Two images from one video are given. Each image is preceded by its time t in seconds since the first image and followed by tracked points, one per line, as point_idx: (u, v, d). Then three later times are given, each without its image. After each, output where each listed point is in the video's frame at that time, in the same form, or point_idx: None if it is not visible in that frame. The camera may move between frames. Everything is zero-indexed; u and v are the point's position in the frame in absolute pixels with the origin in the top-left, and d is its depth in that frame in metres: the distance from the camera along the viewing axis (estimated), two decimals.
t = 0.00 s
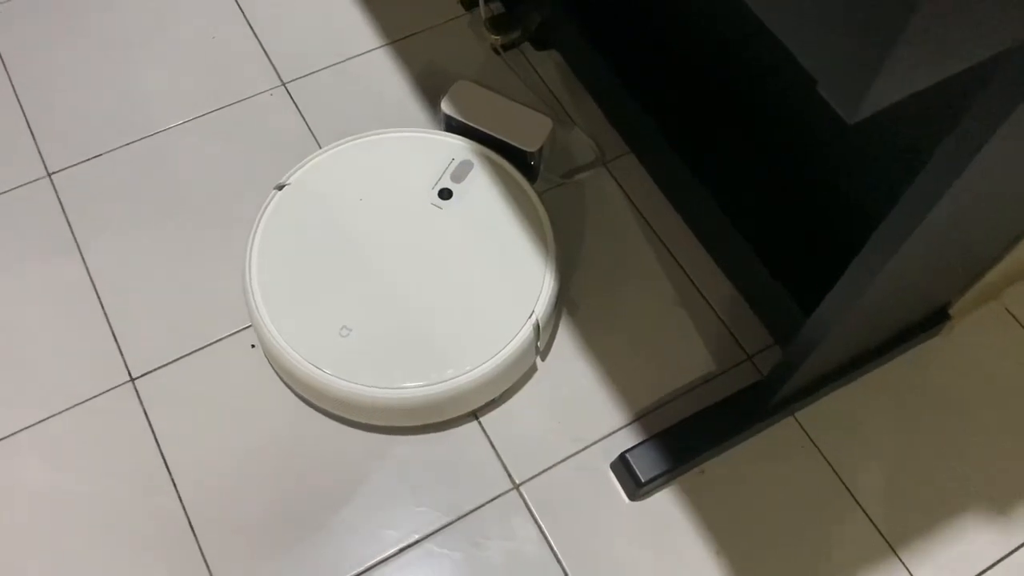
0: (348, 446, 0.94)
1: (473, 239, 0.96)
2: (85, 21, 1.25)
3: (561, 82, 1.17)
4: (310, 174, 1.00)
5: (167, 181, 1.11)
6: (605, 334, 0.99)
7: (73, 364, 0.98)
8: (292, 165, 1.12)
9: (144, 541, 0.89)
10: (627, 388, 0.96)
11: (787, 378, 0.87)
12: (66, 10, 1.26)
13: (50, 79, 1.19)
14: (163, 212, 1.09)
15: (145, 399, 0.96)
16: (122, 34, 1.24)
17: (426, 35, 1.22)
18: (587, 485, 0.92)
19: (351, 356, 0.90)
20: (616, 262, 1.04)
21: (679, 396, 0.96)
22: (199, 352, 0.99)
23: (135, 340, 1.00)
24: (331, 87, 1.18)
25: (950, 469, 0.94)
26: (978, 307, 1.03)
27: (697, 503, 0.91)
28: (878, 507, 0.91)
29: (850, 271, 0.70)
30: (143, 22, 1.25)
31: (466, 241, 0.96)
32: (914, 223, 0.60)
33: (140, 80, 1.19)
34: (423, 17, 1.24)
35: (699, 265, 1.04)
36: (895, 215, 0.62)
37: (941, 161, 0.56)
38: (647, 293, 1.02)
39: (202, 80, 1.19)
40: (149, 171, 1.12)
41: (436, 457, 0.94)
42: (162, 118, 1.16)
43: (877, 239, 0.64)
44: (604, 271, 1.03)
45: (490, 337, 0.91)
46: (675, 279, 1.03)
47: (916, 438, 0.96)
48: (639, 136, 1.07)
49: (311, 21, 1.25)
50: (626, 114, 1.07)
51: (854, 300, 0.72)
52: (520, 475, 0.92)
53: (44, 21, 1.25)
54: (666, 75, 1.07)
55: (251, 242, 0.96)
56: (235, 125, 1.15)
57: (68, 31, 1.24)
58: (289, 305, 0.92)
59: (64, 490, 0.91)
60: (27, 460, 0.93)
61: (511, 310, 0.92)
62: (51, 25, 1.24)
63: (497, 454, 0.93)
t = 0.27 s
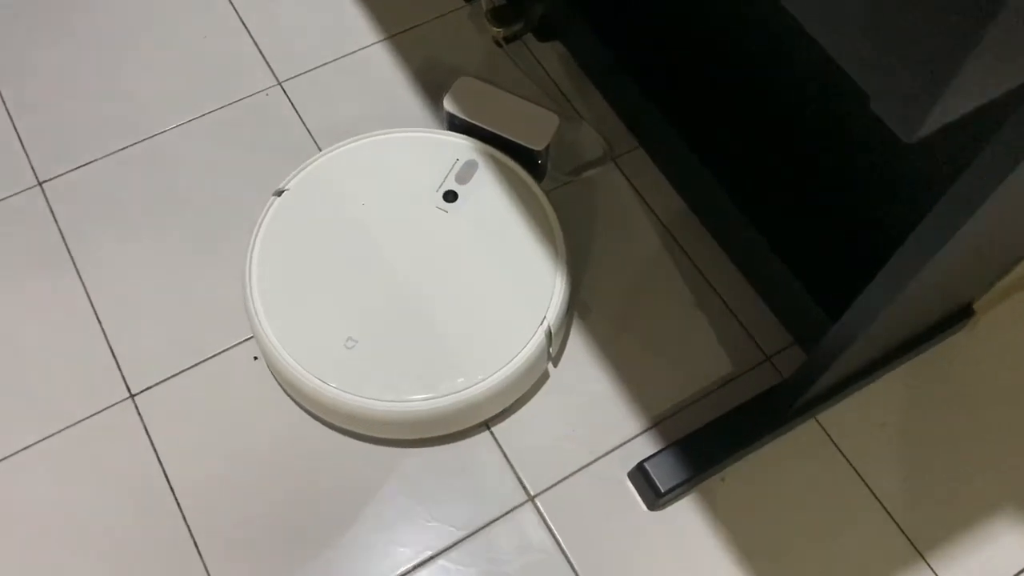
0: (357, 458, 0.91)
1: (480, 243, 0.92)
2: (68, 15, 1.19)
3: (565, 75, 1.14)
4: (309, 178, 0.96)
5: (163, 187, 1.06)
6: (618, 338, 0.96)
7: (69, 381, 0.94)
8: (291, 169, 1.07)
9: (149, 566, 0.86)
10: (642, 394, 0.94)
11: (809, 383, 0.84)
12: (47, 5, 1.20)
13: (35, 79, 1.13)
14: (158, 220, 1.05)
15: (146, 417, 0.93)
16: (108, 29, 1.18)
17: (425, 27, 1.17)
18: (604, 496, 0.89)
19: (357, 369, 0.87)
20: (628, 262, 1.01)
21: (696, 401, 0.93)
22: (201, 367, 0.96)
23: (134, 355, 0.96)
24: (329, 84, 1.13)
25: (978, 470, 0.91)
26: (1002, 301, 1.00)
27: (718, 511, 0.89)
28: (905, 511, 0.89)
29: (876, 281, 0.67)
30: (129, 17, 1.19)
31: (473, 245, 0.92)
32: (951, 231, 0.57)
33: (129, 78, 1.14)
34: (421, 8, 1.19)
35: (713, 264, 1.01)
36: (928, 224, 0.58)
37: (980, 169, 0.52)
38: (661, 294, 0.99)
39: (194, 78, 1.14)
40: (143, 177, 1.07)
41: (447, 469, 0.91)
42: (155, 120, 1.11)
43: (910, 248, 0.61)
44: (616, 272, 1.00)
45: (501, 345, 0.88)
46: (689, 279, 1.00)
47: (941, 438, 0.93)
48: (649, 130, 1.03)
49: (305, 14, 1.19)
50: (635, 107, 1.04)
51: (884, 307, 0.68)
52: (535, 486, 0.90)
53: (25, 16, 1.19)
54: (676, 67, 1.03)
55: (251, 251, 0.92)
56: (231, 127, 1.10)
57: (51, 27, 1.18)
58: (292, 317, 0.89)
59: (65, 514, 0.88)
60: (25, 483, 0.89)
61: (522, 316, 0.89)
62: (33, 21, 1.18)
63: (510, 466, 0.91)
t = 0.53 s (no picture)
0: (394, 481, 0.88)
1: (511, 252, 0.89)
2: (62, 21, 1.13)
3: (587, 67, 1.09)
4: (329, 191, 0.92)
5: (175, 200, 1.01)
6: (656, 345, 0.93)
7: (89, 412, 0.90)
8: (307, 178, 1.02)
9: None
10: (684, 402, 0.91)
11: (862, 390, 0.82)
12: (38, 10, 1.14)
13: (32, 90, 1.08)
14: (171, 235, 1.00)
15: (172, 447, 0.89)
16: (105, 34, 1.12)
17: (437, 23, 1.12)
18: (651, 511, 0.86)
19: (391, 391, 0.84)
20: (662, 264, 0.97)
21: (739, 408, 0.90)
22: (225, 391, 0.91)
23: (155, 381, 0.92)
24: (341, 86, 1.08)
25: None
26: None
27: (769, 523, 0.86)
28: (961, 516, 0.86)
29: (952, 293, 0.63)
30: (127, 20, 1.13)
31: (504, 254, 0.89)
32: None
33: (130, 86, 1.08)
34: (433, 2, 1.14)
35: (750, 262, 0.98)
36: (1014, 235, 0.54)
37: None
38: (698, 297, 0.96)
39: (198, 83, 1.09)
40: (154, 191, 1.02)
41: (488, 489, 0.87)
42: (161, 129, 1.06)
43: (993, 260, 0.57)
44: (650, 275, 0.97)
45: (539, 359, 0.85)
46: (726, 279, 0.97)
47: (995, 438, 0.90)
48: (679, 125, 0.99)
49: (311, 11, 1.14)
50: (664, 101, 0.99)
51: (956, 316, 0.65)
52: (579, 504, 0.86)
53: (17, 23, 1.12)
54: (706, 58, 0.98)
55: (273, 271, 0.88)
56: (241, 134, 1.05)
57: (45, 35, 1.12)
58: (320, 339, 0.85)
59: (93, 553, 0.84)
60: (49, 522, 0.85)
61: (560, 329, 0.86)
62: (25, 27, 1.12)
63: (552, 483, 0.87)
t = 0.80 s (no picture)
0: (452, 490, 0.86)
1: (558, 248, 0.86)
2: (54, 26, 1.07)
3: (610, 42, 1.05)
4: (362, 195, 0.88)
5: (194, 211, 0.97)
6: (707, 331, 0.92)
7: (132, 442, 0.87)
8: (332, 179, 0.98)
9: None
10: (740, 389, 0.90)
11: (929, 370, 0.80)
12: (26, 14, 1.07)
13: (31, 103, 1.02)
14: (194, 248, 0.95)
15: (221, 471, 0.86)
16: (101, 37, 1.06)
17: (450, 4, 1.08)
18: (717, 503, 0.86)
19: (447, 401, 0.81)
20: (706, 247, 0.95)
21: (796, 390, 0.89)
22: (270, 409, 0.89)
23: (196, 405, 0.89)
24: (356, 79, 1.03)
25: None
26: None
27: (834, 507, 0.86)
28: None
29: None
30: (122, 20, 1.07)
31: (550, 250, 0.86)
32: None
33: (134, 92, 1.03)
34: None
35: (796, 239, 0.96)
36: None
37: None
38: (745, 279, 0.94)
39: (206, 84, 1.04)
40: (172, 202, 0.98)
41: (548, 493, 0.86)
42: (172, 136, 1.01)
43: None
44: (695, 260, 0.94)
45: (597, 358, 0.82)
46: (772, 259, 0.95)
47: None
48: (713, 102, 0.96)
49: None
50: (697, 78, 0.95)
51: None
52: (643, 502, 0.85)
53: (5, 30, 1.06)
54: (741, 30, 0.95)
55: (313, 284, 0.85)
56: (257, 135, 1.01)
57: (37, 41, 1.06)
58: (370, 352, 0.83)
59: None
60: (104, 559, 0.83)
61: (615, 325, 0.83)
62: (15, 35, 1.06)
63: (614, 482, 0.86)
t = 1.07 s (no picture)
0: (472, 489, 0.84)
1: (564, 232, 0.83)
2: (8, 20, 1.00)
3: (598, 7, 1.01)
4: (356, 188, 0.84)
5: (178, 212, 0.92)
6: (720, 305, 0.89)
7: (133, 460, 0.84)
8: (320, 169, 0.94)
9: None
10: (757, 363, 0.88)
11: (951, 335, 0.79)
12: None
13: None
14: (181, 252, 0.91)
15: (229, 483, 0.83)
16: (61, 31, 1.00)
17: None
18: (741, 481, 0.84)
19: (462, 398, 0.78)
20: (713, 218, 0.92)
21: (813, 361, 0.88)
22: (275, 415, 0.85)
23: (198, 417, 0.85)
24: (336, 61, 0.99)
25: None
26: None
27: (859, 476, 0.85)
28: None
29: None
30: (81, 11, 1.01)
31: (556, 233, 0.83)
32: None
33: (102, 88, 0.97)
34: None
35: (803, 204, 0.93)
36: None
37: None
38: (755, 249, 0.91)
39: (178, 75, 0.98)
40: (153, 204, 0.93)
41: (569, 484, 0.84)
42: (147, 133, 0.96)
43: None
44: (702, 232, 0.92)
45: (613, 343, 0.80)
46: (780, 226, 0.92)
47: None
48: (712, 67, 0.92)
49: None
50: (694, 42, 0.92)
51: None
52: (666, 485, 0.84)
53: None
54: None
55: (312, 285, 0.81)
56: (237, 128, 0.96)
57: None
58: (377, 353, 0.79)
59: None
60: None
61: (629, 309, 0.81)
62: None
63: (636, 467, 0.84)
